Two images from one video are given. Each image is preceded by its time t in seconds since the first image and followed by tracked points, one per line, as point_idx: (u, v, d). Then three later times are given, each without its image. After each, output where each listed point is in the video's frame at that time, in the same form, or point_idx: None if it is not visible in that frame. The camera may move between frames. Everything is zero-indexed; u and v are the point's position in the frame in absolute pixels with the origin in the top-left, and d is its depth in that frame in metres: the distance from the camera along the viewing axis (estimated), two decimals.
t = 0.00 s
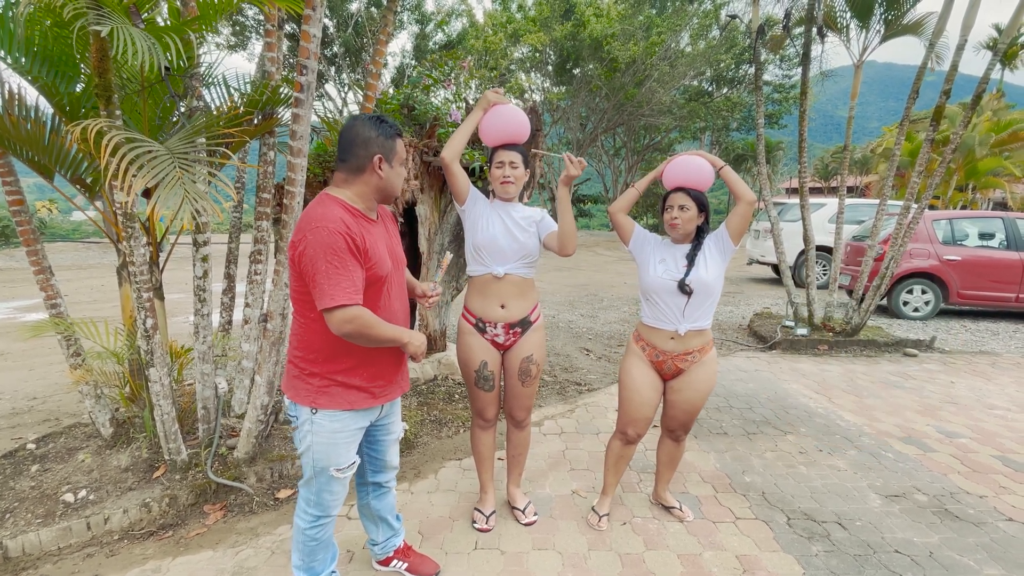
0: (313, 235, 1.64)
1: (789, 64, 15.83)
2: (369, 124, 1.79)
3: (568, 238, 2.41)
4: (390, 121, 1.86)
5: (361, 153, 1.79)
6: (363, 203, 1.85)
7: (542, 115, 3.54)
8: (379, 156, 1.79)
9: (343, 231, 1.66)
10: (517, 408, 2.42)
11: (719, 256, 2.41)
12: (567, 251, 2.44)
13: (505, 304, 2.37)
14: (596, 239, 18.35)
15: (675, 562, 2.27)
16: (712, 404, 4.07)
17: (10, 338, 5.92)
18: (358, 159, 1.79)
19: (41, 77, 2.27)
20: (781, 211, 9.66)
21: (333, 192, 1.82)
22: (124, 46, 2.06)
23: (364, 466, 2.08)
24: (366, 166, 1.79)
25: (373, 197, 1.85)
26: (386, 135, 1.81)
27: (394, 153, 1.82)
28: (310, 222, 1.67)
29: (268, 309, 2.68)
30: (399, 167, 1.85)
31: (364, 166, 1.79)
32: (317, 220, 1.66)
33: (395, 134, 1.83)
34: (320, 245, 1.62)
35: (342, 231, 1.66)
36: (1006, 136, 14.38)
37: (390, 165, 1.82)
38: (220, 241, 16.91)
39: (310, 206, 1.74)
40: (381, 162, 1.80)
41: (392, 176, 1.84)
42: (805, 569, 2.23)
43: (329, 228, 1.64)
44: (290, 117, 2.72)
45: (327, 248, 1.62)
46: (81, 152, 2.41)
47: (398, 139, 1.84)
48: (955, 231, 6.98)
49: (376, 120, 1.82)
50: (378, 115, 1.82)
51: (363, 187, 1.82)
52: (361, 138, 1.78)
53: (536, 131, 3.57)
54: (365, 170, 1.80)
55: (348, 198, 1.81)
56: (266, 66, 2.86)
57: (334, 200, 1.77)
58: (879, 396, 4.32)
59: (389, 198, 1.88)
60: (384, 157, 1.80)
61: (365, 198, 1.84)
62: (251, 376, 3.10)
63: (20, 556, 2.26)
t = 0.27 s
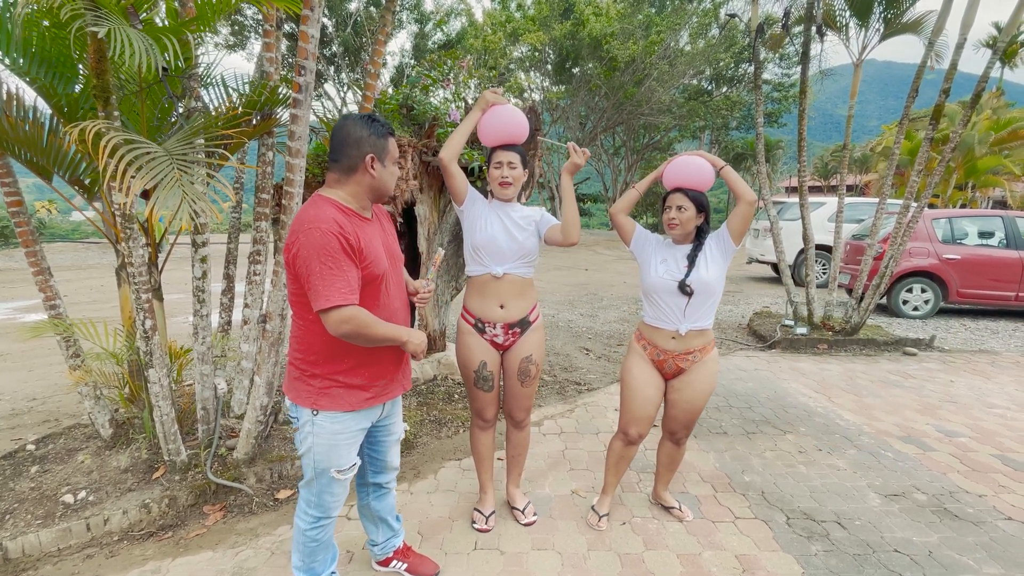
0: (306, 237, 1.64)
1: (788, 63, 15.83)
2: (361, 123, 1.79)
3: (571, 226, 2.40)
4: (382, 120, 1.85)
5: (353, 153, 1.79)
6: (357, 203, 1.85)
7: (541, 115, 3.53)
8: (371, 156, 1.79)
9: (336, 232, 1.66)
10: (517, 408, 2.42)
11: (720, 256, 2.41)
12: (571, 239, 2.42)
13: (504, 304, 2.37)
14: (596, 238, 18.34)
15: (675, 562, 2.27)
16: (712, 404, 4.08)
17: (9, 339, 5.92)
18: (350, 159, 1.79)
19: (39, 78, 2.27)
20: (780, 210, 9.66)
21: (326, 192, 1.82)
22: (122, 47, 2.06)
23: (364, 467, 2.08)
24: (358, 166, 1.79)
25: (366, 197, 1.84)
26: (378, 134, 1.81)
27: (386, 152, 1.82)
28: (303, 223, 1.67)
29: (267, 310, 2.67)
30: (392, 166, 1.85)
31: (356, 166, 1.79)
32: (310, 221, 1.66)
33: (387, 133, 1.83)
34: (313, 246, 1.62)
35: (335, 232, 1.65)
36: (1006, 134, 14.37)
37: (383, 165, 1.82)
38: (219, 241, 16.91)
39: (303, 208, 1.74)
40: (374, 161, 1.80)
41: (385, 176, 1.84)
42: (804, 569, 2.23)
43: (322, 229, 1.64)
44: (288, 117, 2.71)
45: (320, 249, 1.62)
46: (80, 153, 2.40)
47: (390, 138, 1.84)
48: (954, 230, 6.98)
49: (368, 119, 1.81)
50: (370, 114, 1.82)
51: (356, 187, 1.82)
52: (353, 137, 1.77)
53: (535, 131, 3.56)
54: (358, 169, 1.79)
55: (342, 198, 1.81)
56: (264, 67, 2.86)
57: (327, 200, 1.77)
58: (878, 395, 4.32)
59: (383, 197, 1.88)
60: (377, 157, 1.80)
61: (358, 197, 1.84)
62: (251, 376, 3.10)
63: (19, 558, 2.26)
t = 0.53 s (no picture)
0: (301, 236, 1.64)
1: (789, 61, 15.81)
2: (356, 121, 1.78)
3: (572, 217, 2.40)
4: (378, 118, 1.85)
5: (348, 151, 1.79)
6: (353, 201, 1.85)
7: (541, 113, 3.53)
8: (367, 154, 1.79)
9: (332, 230, 1.66)
10: (518, 406, 2.43)
11: (722, 253, 2.41)
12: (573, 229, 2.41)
13: (505, 302, 2.37)
14: (596, 237, 18.33)
15: (676, 559, 2.28)
16: (712, 402, 4.08)
17: (10, 338, 5.93)
18: (346, 157, 1.79)
19: (40, 77, 2.27)
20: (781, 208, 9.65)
21: (322, 191, 1.82)
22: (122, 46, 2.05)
23: (366, 464, 2.08)
24: (353, 164, 1.79)
25: (362, 195, 1.85)
26: (374, 132, 1.80)
27: (382, 149, 1.81)
28: (299, 223, 1.67)
29: (268, 308, 2.67)
30: (388, 164, 1.85)
31: (352, 164, 1.79)
32: (305, 220, 1.66)
33: (383, 131, 1.83)
34: (308, 246, 1.62)
35: (330, 230, 1.66)
36: (1006, 131, 14.35)
37: (379, 163, 1.81)
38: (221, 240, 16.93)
39: (299, 207, 1.74)
40: (369, 160, 1.80)
41: (381, 174, 1.83)
42: (805, 565, 2.24)
43: (317, 228, 1.64)
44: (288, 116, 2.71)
45: (315, 248, 1.62)
46: (80, 152, 2.41)
47: (386, 136, 1.84)
48: (955, 227, 6.98)
49: (363, 117, 1.81)
50: (365, 112, 1.81)
51: (352, 185, 1.82)
52: (348, 135, 1.77)
53: (536, 129, 3.56)
54: (353, 168, 1.79)
55: (338, 196, 1.81)
56: (265, 65, 2.86)
57: (324, 199, 1.77)
58: (879, 393, 4.32)
59: (380, 194, 1.88)
60: (372, 155, 1.80)
61: (354, 195, 1.84)
62: (252, 375, 3.10)
63: (22, 556, 2.27)
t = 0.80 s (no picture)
0: (302, 235, 1.64)
1: (790, 58, 15.79)
2: (356, 119, 1.79)
3: (574, 205, 2.44)
4: (378, 116, 1.85)
5: (348, 149, 1.79)
6: (353, 198, 1.85)
7: (542, 111, 3.53)
8: (367, 151, 1.79)
9: (332, 228, 1.66)
10: (520, 403, 2.43)
11: (725, 250, 2.41)
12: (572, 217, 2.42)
13: (507, 299, 2.38)
14: (598, 235, 18.33)
15: (677, 555, 2.28)
16: (714, 399, 4.08)
17: (14, 337, 5.95)
18: (346, 155, 1.79)
19: (42, 76, 2.27)
20: (782, 205, 9.64)
21: (322, 189, 1.82)
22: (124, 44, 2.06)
23: (369, 461, 2.09)
24: (353, 162, 1.79)
25: (363, 192, 1.85)
26: (374, 130, 1.81)
27: (381, 147, 1.82)
28: (299, 221, 1.67)
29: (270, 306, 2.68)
30: (388, 161, 1.85)
31: (351, 162, 1.79)
32: (305, 219, 1.67)
33: (383, 129, 1.83)
34: (309, 244, 1.63)
35: (330, 228, 1.66)
36: (1009, 129, 14.31)
37: (378, 160, 1.82)
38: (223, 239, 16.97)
39: (299, 205, 1.74)
40: (369, 157, 1.80)
41: (381, 171, 1.84)
42: (807, 561, 2.24)
43: (317, 226, 1.64)
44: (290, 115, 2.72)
45: (316, 246, 1.63)
46: (83, 151, 2.41)
47: (386, 133, 1.84)
48: (957, 224, 6.97)
49: (363, 114, 1.81)
50: (365, 110, 1.82)
51: (352, 183, 1.82)
52: (348, 133, 1.77)
53: (537, 126, 3.55)
54: (353, 166, 1.80)
55: (338, 194, 1.81)
56: (266, 63, 2.86)
57: (324, 197, 1.77)
58: (881, 390, 4.32)
59: (380, 192, 1.88)
60: (372, 152, 1.80)
61: (355, 192, 1.84)
62: (254, 372, 3.11)
63: (26, 553, 2.28)
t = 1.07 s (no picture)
0: (302, 235, 1.64)
1: (791, 56, 15.77)
2: (356, 119, 1.79)
3: (575, 197, 2.45)
4: (378, 115, 1.86)
5: (349, 149, 1.79)
6: (354, 198, 1.85)
7: (543, 110, 3.53)
8: (367, 151, 1.79)
9: (332, 228, 1.67)
10: (520, 402, 2.44)
11: (726, 249, 2.41)
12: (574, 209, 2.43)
13: (508, 298, 2.38)
14: (598, 234, 18.32)
15: (678, 554, 2.29)
16: (715, 398, 4.08)
17: (16, 336, 5.96)
18: (346, 155, 1.80)
19: (44, 76, 2.28)
20: (783, 204, 9.64)
21: (323, 188, 1.83)
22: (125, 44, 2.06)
23: (370, 460, 2.10)
24: (353, 161, 1.79)
25: (364, 191, 1.85)
26: (374, 129, 1.81)
27: (382, 147, 1.82)
28: (300, 221, 1.68)
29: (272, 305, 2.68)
30: (388, 161, 1.86)
31: (351, 162, 1.79)
32: (306, 218, 1.67)
33: (383, 128, 1.83)
34: (309, 244, 1.63)
35: (331, 227, 1.66)
36: (1010, 127, 14.27)
37: (379, 160, 1.82)
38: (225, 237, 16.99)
39: (300, 205, 1.75)
40: (369, 157, 1.80)
41: (382, 171, 1.84)
42: (808, 560, 2.25)
43: (317, 226, 1.65)
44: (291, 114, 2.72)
45: (316, 245, 1.63)
46: (85, 150, 2.42)
47: (386, 133, 1.84)
48: (958, 223, 6.96)
49: (363, 114, 1.81)
50: (366, 110, 1.82)
51: (352, 182, 1.82)
52: (348, 133, 1.78)
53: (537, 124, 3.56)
54: (353, 165, 1.80)
55: (338, 193, 1.81)
56: (267, 63, 2.86)
57: (324, 196, 1.78)
58: (882, 389, 4.32)
59: (381, 191, 1.88)
60: (372, 152, 1.80)
61: (355, 192, 1.84)
62: (256, 372, 3.12)
63: (29, 552, 2.29)
